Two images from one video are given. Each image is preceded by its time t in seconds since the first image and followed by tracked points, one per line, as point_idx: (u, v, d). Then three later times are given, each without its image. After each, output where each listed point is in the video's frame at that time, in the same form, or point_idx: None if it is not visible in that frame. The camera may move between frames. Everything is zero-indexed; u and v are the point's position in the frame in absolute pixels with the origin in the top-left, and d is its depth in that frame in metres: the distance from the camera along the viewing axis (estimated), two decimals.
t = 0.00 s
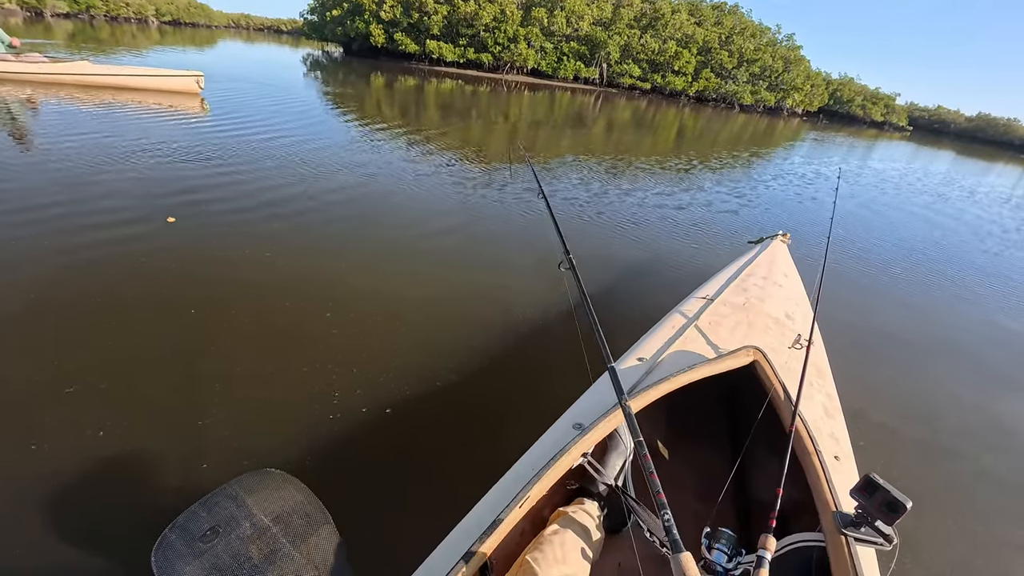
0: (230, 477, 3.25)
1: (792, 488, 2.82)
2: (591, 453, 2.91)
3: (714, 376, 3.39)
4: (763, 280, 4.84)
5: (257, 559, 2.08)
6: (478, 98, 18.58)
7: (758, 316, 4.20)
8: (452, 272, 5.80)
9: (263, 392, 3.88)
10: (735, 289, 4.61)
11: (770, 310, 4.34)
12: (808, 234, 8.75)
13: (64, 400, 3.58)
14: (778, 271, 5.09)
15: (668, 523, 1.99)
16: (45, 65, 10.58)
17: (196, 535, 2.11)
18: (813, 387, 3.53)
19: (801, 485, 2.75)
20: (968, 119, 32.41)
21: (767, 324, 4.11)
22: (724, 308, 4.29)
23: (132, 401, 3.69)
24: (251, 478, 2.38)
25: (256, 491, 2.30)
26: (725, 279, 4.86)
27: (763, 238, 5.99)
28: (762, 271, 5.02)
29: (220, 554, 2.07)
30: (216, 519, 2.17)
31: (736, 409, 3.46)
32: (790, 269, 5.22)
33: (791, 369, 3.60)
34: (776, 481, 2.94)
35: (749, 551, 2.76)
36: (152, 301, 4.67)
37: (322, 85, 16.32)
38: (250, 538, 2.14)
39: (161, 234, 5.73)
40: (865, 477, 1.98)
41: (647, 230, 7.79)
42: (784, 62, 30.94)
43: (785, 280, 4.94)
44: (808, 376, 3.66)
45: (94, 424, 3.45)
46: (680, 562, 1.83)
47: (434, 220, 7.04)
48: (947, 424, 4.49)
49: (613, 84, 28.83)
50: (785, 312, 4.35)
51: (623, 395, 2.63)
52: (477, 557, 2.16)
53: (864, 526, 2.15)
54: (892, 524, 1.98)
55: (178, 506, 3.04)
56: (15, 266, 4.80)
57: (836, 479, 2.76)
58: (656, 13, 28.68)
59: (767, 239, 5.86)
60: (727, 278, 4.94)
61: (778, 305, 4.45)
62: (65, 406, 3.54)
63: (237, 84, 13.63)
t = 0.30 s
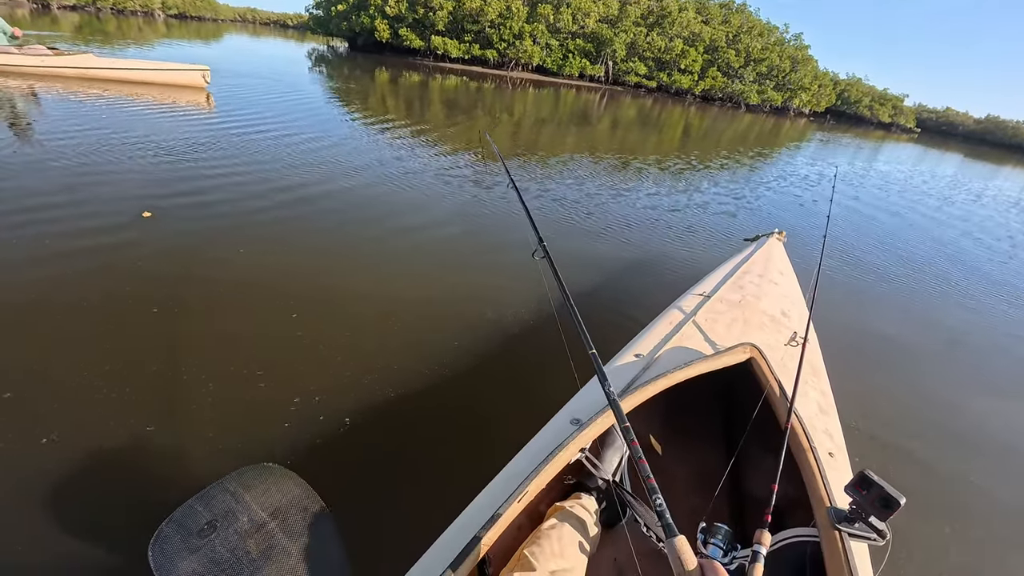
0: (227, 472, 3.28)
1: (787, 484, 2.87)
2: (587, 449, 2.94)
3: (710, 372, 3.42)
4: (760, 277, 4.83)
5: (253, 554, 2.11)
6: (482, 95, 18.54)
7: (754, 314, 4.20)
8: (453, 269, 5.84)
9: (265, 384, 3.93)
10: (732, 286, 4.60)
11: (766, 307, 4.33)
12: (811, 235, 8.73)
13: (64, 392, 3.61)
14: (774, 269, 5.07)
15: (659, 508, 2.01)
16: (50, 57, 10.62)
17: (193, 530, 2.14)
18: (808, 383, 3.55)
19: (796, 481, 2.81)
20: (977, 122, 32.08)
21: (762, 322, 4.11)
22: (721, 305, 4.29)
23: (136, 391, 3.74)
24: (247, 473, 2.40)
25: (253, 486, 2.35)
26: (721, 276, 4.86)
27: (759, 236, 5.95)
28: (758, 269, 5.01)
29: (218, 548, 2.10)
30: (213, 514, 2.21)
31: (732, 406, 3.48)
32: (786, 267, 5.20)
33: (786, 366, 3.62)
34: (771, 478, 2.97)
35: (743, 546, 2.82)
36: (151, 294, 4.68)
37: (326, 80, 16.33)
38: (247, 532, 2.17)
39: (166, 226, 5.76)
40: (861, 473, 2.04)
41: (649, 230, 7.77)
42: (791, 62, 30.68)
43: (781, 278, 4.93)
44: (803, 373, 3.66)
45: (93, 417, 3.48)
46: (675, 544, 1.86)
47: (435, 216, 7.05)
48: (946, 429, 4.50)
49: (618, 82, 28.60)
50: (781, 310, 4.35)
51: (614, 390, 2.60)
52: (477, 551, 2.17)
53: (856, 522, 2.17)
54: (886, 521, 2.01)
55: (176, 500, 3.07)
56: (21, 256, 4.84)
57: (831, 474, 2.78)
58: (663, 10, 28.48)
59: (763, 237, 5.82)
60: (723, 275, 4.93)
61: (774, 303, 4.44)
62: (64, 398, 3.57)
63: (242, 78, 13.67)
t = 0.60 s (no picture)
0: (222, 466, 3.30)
1: (777, 479, 2.90)
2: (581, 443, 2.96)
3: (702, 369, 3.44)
4: (753, 275, 4.80)
5: (250, 547, 2.12)
6: (485, 93, 18.51)
7: (748, 311, 4.18)
8: (452, 265, 5.87)
9: (264, 377, 3.97)
10: (725, 284, 4.58)
11: (759, 305, 4.31)
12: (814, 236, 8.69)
13: (60, 386, 3.62)
14: (767, 267, 5.05)
15: (652, 495, 2.02)
16: (55, 52, 10.65)
17: (190, 523, 2.14)
18: (801, 381, 3.53)
19: (786, 475, 2.85)
20: (986, 125, 31.76)
21: (756, 320, 4.08)
22: (714, 302, 4.27)
23: (136, 382, 3.78)
24: (243, 467, 2.41)
25: (250, 480, 2.35)
26: (714, 274, 4.84)
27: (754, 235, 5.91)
28: (751, 267, 4.99)
29: (215, 541, 2.11)
30: (210, 507, 2.21)
31: (724, 402, 3.54)
32: (779, 265, 5.17)
33: (779, 363, 3.60)
34: (761, 473, 3.02)
35: (734, 539, 2.83)
36: (149, 288, 4.69)
37: (330, 76, 16.33)
38: (243, 526, 2.17)
39: (169, 220, 5.80)
40: (849, 468, 2.18)
41: (649, 229, 7.74)
42: (798, 62, 30.45)
43: (775, 276, 4.90)
44: (795, 370, 3.64)
45: (91, 410, 3.50)
46: (668, 531, 1.86)
47: (435, 213, 7.04)
48: (947, 432, 4.46)
49: (623, 81, 28.44)
50: (774, 308, 4.32)
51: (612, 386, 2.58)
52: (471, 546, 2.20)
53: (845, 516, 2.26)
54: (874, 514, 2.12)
55: (174, 491, 3.11)
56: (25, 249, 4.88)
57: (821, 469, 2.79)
58: (669, 9, 28.29)
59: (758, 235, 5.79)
60: (717, 273, 4.91)
61: (768, 301, 4.41)
62: (63, 390, 3.60)
63: (246, 74, 13.70)
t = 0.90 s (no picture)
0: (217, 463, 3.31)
1: (774, 479, 2.91)
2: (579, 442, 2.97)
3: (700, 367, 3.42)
4: (751, 274, 4.78)
5: (242, 546, 2.12)
6: (489, 90, 18.46)
7: (745, 310, 4.17)
8: (452, 261, 5.86)
9: (263, 372, 4.00)
10: (724, 282, 4.55)
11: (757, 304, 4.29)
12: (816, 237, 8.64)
13: (62, 380, 3.66)
14: (765, 266, 5.01)
15: (657, 493, 2.01)
16: (56, 46, 10.63)
17: (181, 521, 2.15)
18: (798, 380, 3.52)
19: (783, 475, 2.85)
20: (993, 127, 31.47)
21: (753, 318, 4.08)
22: (712, 301, 4.25)
23: (137, 376, 3.82)
24: (235, 465, 2.41)
25: (242, 478, 2.35)
26: (712, 272, 4.80)
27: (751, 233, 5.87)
28: (749, 265, 4.95)
29: (206, 539, 2.11)
30: (202, 505, 2.21)
31: (721, 401, 3.53)
32: (777, 263, 5.14)
33: (776, 362, 3.59)
34: (758, 472, 3.02)
35: (732, 540, 2.85)
36: (147, 283, 4.68)
37: (333, 72, 16.32)
38: (235, 524, 2.18)
39: (170, 214, 5.81)
40: (846, 468, 2.18)
41: (650, 228, 7.70)
42: (805, 62, 30.23)
43: (772, 274, 4.88)
44: (792, 370, 3.63)
45: (92, 403, 3.54)
46: (673, 530, 1.83)
47: (435, 209, 7.01)
48: (947, 441, 4.42)
49: (628, 79, 28.28)
50: (771, 306, 4.31)
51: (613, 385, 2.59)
52: (468, 543, 2.22)
53: (841, 518, 2.24)
54: (869, 515, 2.13)
55: (173, 484, 3.14)
56: (27, 242, 4.90)
57: (818, 470, 2.78)
58: (675, 7, 28.11)
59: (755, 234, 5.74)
60: (715, 270, 4.88)
61: (765, 300, 4.40)
62: (65, 383, 3.64)
63: (249, 68, 13.69)
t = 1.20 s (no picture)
0: (216, 457, 3.32)
1: (774, 477, 2.89)
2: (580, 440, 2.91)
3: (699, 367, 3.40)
4: (750, 273, 4.75)
5: (244, 543, 2.12)
6: (493, 87, 18.42)
7: (744, 310, 4.15)
8: (452, 259, 5.87)
9: (264, 367, 4.02)
10: (723, 282, 4.53)
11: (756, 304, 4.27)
12: (818, 240, 8.61)
13: (64, 373, 3.69)
14: (764, 266, 4.98)
15: (651, 476, 2.05)
16: (60, 39, 10.64)
17: (183, 518, 2.15)
18: (796, 379, 3.51)
19: (782, 474, 2.84)
20: (1002, 132, 31.17)
21: (752, 318, 4.06)
22: (711, 300, 4.22)
23: (138, 370, 3.84)
24: (237, 464, 2.43)
25: (244, 475, 2.39)
26: (712, 271, 4.79)
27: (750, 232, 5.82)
28: (749, 265, 4.93)
29: (208, 536, 2.11)
30: (204, 502, 2.23)
31: (720, 400, 3.47)
32: (775, 263, 5.10)
33: (775, 361, 3.58)
34: (757, 470, 3.01)
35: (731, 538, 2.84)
36: (150, 278, 4.71)
37: (337, 67, 16.31)
38: (237, 521, 2.19)
39: (174, 209, 5.84)
40: (845, 467, 2.13)
41: (650, 229, 7.70)
42: (812, 64, 30.01)
43: (771, 274, 4.85)
44: (791, 369, 3.61)
45: (93, 397, 3.56)
46: (667, 511, 1.85)
47: (437, 206, 7.02)
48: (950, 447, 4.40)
49: (634, 78, 28.11)
50: (771, 306, 4.29)
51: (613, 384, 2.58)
52: (469, 540, 2.22)
53: (840, 515, 2.22)
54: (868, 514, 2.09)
55: (173, 478, 3.16)
56: (32, 236, 4.93)
57: (817, 468, 2.76)
58: (682, 7, 27.97)
59: (754, 234, 5.69)
60: (714, 270, 4.86)
61: (764, 299, 4.38)
62: (67, 377, 3.67)
63: (253, 63, 13.71)
